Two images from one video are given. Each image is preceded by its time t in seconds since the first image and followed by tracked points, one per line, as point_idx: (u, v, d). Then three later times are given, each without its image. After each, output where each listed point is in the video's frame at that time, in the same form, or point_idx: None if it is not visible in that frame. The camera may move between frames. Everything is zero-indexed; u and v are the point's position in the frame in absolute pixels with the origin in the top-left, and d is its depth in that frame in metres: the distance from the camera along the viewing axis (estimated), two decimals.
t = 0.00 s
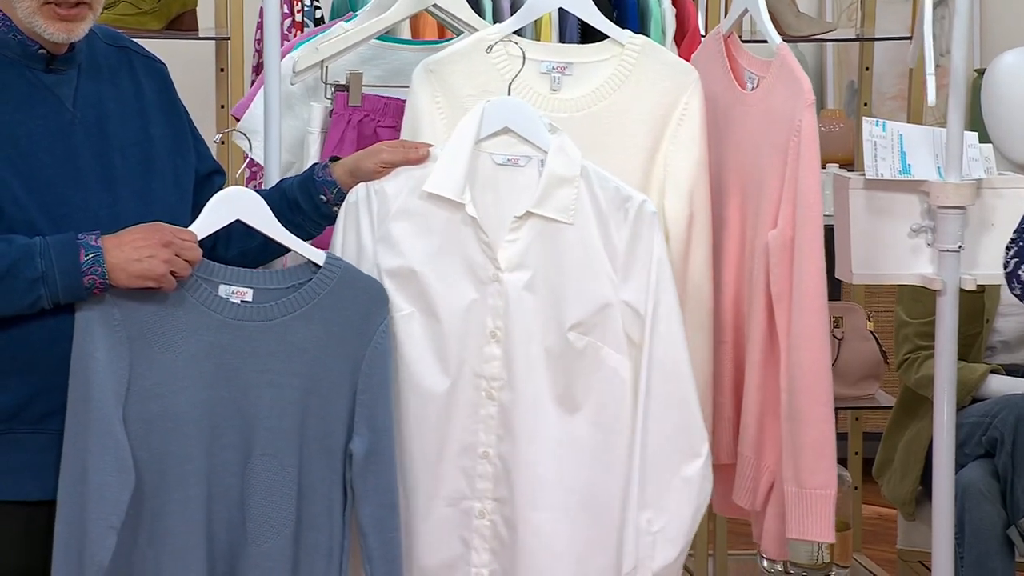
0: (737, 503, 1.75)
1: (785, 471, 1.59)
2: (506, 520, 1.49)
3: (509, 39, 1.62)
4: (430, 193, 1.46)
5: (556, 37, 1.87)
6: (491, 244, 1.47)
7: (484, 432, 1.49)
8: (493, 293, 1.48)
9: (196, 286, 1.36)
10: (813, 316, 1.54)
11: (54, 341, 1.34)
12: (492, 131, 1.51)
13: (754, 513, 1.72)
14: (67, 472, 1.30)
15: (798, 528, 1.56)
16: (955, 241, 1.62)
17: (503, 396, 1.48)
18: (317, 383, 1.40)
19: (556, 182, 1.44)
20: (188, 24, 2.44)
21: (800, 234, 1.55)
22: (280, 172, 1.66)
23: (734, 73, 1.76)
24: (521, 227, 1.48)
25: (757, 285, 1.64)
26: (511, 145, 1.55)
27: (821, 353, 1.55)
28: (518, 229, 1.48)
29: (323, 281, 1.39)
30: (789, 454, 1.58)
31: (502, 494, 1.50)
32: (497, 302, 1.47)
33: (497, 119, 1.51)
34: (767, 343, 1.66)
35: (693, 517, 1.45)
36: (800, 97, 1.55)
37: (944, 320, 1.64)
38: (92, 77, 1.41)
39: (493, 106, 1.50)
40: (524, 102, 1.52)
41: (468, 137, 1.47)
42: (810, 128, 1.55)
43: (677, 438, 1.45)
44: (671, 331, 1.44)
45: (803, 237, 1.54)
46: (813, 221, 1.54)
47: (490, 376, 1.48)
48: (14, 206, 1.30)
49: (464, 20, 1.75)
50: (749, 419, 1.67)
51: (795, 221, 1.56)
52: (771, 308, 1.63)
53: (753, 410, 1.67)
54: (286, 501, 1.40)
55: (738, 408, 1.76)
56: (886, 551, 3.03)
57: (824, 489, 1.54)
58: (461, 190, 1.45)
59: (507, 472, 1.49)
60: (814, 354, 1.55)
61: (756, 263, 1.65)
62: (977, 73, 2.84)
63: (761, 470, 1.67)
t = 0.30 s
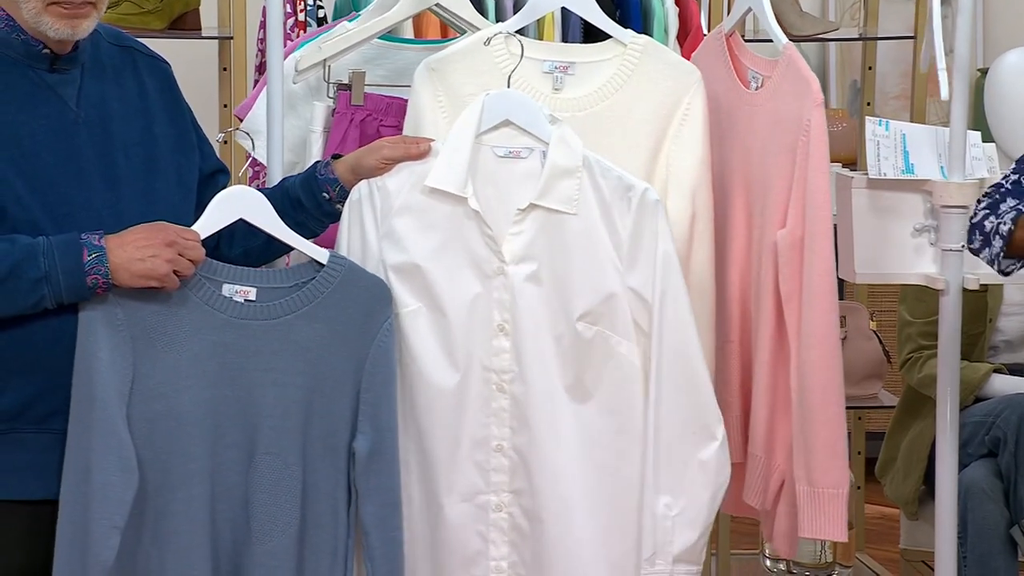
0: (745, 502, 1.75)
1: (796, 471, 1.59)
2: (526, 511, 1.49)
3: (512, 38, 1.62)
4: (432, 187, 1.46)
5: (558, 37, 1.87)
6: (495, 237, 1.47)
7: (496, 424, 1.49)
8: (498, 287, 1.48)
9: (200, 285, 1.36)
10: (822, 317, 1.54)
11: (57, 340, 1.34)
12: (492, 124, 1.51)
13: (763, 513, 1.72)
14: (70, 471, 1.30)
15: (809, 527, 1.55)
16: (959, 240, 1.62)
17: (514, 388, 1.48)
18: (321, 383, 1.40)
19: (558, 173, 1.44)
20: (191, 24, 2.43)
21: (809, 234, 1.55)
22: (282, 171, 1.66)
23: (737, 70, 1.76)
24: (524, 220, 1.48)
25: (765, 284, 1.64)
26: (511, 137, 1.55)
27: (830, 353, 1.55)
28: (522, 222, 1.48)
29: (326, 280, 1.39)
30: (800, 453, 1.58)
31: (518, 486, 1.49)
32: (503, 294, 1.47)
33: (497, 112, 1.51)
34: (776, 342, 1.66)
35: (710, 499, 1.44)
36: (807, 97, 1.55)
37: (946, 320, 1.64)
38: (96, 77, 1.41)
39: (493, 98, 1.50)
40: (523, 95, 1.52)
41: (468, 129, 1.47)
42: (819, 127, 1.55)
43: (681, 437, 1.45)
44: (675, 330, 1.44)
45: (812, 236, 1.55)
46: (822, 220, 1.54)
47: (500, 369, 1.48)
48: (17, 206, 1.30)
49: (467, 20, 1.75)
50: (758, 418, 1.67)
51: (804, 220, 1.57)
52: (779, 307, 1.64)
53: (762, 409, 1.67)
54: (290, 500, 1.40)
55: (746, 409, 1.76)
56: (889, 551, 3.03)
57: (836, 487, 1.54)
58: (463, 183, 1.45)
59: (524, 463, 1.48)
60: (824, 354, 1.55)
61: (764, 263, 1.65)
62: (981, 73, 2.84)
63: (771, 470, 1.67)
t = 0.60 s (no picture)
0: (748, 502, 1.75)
1: (802, 471, 1.59)
2: (517, 515, 1.49)
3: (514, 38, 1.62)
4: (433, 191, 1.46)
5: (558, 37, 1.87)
6: (495, 241, 1.47)
7: (491, 428, 1.49)
8: (497, 291, 1.48)
9: (201, 285, 1.36)
10: (828, 317, 1.54)
11: (58, 340, 1.34)
12: (495, 129, 1.51)
13: (766, 513, 1.72)
14: (71, 471, 1.31)
15: (815, 527, 1.56)
16: (959, 240, 1.61)
17: (510, 392, 1.48)
18: (322, 383, 1.39)
19: (560, 178, 1.44)
20: (191, 24, 2.43)
21: (814, 236, 1.55)
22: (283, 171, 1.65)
23: (737, 70, 1.76)
24: (525, 224, 1.48)
25: (768, 284, 1.64)
26: (513, 142, 1.54)
27: (836, 353, 1.55)
28: (523, 226, 1.48)
29: (326, 280, 1.39)
30: (805, 454, 1.58)
31: (510, 489, 1.50)
32: (502, 299, 1.47)
33: (500, 116, 1.50)
34: (780, 343, 1.66)
35: (698, 510, 1.44)
36: (811, 98, 1.55)
37: (946, 320, 1.64)
38: (96, 77, 1.41)
39: (496, 103, 1.49)
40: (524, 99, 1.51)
41: (471, 136, 1.46)
42: (823, 128, 1.54)
43: (681, 436, 1.45)
44: (675, 330, 1.44)
45: (817, 237, 1.55)
46: (827, 221, 1.54)
47: (496, 372, 1.48)
48: (18, 206, 1.30)
49: (469, 20, 1.75)
50: (761, 418, 1.67)
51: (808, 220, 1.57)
52: (783, 307, 1.64)
53: (766, 409, 1.67)
54: (290, 500, 1.40)
55: (748, 410, 1.76)
56: (887, 550, 3.03)
57: (842, 487, 1.54)
58: (462, 189, 1.44)
59: (518, 467, 1.49)
60: (830, 354, 1.55)
61: (766, 263, 1.65)
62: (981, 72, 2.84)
63: (775, 470, 1.67)
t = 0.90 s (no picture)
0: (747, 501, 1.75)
1: (804, 472, 1.59)
2: (519, 514, 1.49)
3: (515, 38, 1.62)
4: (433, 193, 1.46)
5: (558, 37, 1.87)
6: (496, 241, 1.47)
7: (492, 428, 1.49)
8: (497, 292, 1.48)
9: (202, 286, 1.36)
10: (831, 317, 1.55)
11: (58, 340, 1.34)
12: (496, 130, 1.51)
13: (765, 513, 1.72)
14: (72, 471, 1.31)
15: (816, 527, 1.56)
16: (959, 240, 1.61)
17: (511, 392, 1.48)
18: (322, 383, 1.39)
19: (560, 179, 1.44)
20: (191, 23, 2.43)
21: (817, 236, 1.55)
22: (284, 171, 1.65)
23: (736, 70, 1.76)
24: (525, 225, 1.48)
25: (769, 284, 1.64)
26: (513, 143, 1.54)
27: (838, 354, 1.55)
28: (523, 227, 1.48)
29: (327, 281, 1.38)
30: (807, 454, 1.58)
31: (513, 488, 1.50)
32: (502, 300, 1.47)
33: (501, 118, 1.50)
34: (780, 342, 1.66)
35: (702, 511, 1.44)
36: (815, 98, 1.55)
37: (947, 320, 1.64)
38: (97, 77, 1.41)
39: (497, 105, 1.50)
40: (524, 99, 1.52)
41: (471, 137, 1.47)
42: (827, 128, 1.54)
43: (681, 436, 1.45)
44: (675, 330, 1.44)
45: (819, 237, 1.55)
46: (829, 221, 1.54)
47: (497, 373, 1.48)
48: (18, 206, 1.30)
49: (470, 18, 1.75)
50: (761, 418, 1.67)
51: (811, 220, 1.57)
52: (783, 307, 1.64)
53: (765, 409, 1.67)
54: (290, 500, 1.40)
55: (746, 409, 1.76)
56: (888, 550, 3.03)
57: (844, 487, 1.55)
58: (463, 190, 1.44)
59: (520, 466, 1.49)
60: (832, 355, 1.55)
61: (767, 262, 1.65)
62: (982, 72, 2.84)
63: (775, 470, 1.67)
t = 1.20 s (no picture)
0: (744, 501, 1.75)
1: (804, 472, 1.59)
2: (514, 506, 1.49)
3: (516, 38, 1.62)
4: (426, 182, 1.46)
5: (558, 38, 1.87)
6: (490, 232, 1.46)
7: (488, 419, 1.49)
8: (491, 282, 1.47)
9: (202, 287, 1.36)
10: (832, 317, 1.54)
11: (58, 341, 1.34)
12: (489, 119, 1.51)
13: (761, 513, 1.72)
14: (71, 471, 1.31)
15: (816, 527, 1.56)
16: (959, 240, 1.61)
17: (504, 382, 1.48)
18: (322, 383, 1.39)
19: (553, 168, 1.44)
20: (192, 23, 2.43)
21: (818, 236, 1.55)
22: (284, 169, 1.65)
23: (733, 70, 1.76)
24: (518, 215, 1.48)
25: (770, 284, 1.64)
26: (507, 133, 1.54)
27: (839, 354, 1.55)
28: (517, 217, 1.48)
29: (327, 281, 1.38)
30: (807, 454, 1.58)
31: (508, 480, 1.50)
32: (496, 290, 1.47)
33: (493, 108, 1.51)
34: (780, 342, 1.66)
35: (700, 501, 1.44)
36: (817, 98, 1.55)
37: (947, 320, 1.64)
38: (96, 77, 1.41)
39: (490, 94, 1.50)
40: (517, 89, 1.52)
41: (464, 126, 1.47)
42: (830, 126, 1.54)
43: (681, 436, 1.45)
44: (676, 329, 1.44)
45: (820, 236, 1.55)
46: (831, 221, 1.54)
47: (492, 363, 1.48)
48: (18, 206, 1.30)
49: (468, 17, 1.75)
50: (760, 418, 1.67)
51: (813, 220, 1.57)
52: (783, 307, 1.63)
53: (763, 409, 1.67)
54: (291, 500, 1.40)
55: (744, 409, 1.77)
56: (888, 550, 3.03)
57: (844, 487, 1.55)
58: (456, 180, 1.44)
59: (514, 457, 1.49)
60: (833, 355, 1.55)
61: (767, 262, 1.65)
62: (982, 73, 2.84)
63: (773, 470, 1.67)
